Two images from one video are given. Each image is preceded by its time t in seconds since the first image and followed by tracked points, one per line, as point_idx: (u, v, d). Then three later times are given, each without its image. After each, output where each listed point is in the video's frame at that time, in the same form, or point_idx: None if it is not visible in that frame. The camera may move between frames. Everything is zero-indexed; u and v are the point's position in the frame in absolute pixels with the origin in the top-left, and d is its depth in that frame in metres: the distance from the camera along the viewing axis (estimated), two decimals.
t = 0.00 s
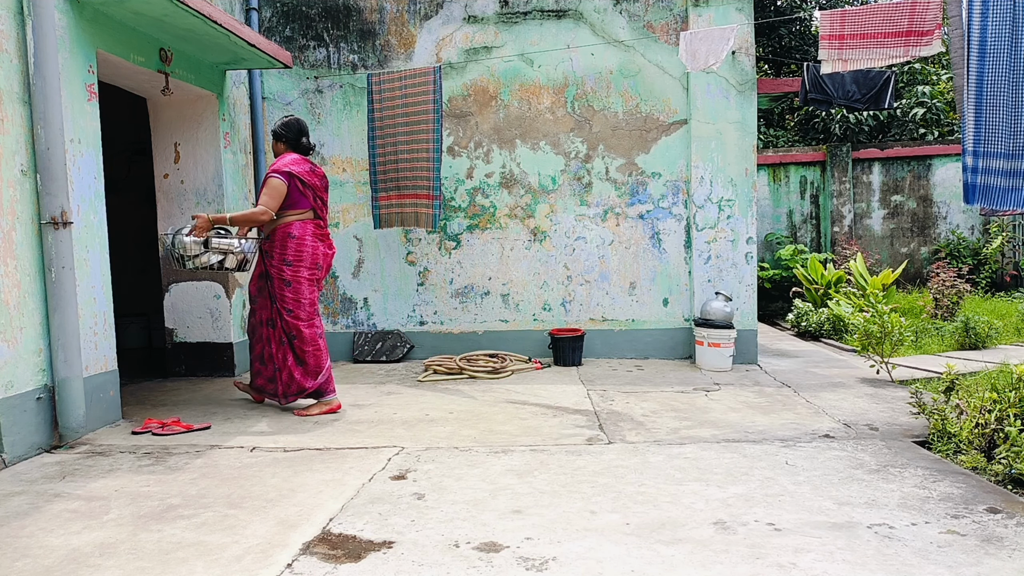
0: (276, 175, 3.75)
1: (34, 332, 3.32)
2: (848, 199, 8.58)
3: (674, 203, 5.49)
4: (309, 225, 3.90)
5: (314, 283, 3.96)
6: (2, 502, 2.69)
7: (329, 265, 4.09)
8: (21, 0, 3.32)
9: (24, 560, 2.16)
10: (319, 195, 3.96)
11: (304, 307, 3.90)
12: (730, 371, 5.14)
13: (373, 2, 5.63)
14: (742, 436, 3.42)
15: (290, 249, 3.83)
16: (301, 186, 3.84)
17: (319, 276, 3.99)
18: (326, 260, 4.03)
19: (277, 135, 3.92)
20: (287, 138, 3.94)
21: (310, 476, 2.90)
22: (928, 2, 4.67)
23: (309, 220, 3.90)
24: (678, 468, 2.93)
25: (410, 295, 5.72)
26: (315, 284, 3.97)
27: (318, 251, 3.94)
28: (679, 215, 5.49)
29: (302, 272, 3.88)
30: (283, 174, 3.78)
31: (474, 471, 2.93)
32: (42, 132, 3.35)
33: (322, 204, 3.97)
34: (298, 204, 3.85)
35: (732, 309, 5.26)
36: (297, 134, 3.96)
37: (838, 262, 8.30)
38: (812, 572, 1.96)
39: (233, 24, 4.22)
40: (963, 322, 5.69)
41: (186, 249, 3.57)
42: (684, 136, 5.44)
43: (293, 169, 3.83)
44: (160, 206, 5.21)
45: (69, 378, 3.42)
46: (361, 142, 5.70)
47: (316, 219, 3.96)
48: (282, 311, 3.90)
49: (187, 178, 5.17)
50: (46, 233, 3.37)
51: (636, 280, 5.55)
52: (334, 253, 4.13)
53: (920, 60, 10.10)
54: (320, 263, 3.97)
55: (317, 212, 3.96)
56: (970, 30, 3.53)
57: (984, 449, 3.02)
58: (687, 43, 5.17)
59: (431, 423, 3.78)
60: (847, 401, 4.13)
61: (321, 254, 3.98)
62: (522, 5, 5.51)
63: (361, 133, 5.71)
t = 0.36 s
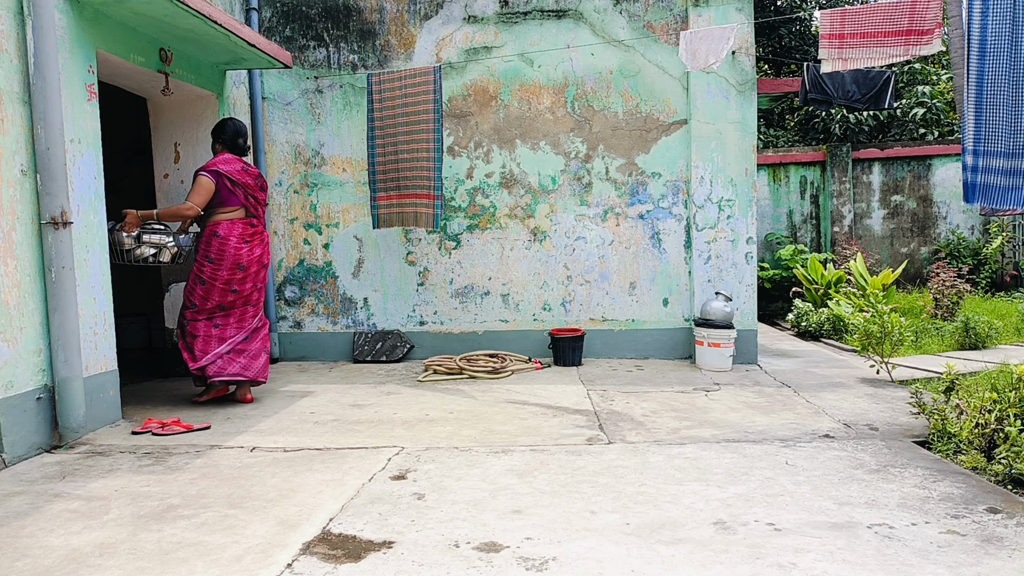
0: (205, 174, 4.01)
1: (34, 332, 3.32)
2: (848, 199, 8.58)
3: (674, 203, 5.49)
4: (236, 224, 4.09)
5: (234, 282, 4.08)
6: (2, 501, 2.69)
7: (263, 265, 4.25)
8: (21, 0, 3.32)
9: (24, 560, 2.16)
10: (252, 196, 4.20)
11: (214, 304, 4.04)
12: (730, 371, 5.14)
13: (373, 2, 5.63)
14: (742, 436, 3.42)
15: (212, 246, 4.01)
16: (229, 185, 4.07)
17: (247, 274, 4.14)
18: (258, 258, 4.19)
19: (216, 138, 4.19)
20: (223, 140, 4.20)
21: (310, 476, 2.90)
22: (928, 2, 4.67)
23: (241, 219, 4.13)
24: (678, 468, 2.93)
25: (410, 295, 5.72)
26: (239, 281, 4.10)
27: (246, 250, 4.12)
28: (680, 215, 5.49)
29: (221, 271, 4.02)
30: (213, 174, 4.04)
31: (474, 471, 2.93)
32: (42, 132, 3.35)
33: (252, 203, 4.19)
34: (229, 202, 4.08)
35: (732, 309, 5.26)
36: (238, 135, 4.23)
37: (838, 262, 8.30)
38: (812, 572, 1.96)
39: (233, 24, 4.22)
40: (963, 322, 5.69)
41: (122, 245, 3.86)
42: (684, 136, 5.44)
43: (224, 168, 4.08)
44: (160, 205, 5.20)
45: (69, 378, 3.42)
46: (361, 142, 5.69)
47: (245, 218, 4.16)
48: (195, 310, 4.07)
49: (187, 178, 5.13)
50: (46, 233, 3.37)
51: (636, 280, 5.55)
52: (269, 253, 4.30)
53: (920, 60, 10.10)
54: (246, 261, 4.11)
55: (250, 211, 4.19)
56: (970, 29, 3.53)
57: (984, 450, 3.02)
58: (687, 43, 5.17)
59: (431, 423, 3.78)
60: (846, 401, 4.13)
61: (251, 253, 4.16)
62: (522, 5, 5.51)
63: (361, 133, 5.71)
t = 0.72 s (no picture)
0: (139, 178, 4.33)
1: (34, 332, 3.32)
2: (848, 199, 8.58)
3: (674, 203, 5.49)
4: (167, 224, 4.41)
5: (169, 278, 4.41)
6: (2, 501, 2.69)
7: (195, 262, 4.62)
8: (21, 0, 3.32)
9: (24, 560, 2.16)
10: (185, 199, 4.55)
11: (153, 301, 4.33)
12: (730, 371, 5.14)
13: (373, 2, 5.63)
14: (743, 436, 3.42)
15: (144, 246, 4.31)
16: (162, 189, 4.39)
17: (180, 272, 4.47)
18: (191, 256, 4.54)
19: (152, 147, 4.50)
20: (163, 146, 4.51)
21: (310, 476, 2.90)
22: (928, 2, 4.67)
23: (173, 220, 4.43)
24: (678, 468, 2.93)
25: (410, 295, 5.72)
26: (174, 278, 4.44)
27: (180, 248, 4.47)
28: (680, 215, 5.49)
29: (153, 268, 4.33)
30: (147, 178, 4.37)
31: (474, 471, 2.93)
32: (42, 132, 3.35)
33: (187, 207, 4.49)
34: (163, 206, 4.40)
35: (732, 309, 5.26)
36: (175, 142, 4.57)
37: (838, 262, 8.31)
38: (812, 572, 1.96)
39: (233, 24, 4.22)
40: (963, 322, 5.69)
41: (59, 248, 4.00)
42: (684, 136, 5.44)
43: (157, 173, 4.41)
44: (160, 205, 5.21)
45: (69, 378, 3.42)
46: (361, 142, 5.69)
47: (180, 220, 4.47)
48: (137, 305, 4.40)
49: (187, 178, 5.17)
50: (46, 233, 3.37)
51: (636, 280, 5.55)
52: (203, 252, 4.65)
53: (919, 60, 10.11)
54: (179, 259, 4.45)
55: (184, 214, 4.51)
56: (970, 29, 3.53)
57: (984, 449, 3.02)
58: (687, 43, 5.17)
59: (431, 423, 3.78)
60: (846, 401, 4.13)
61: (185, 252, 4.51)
62: (522, 5, 5.51)
63: (361, 133, 5.71)
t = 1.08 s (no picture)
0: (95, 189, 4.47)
1: (34, 332, 3.32)
2: (848, 199, 8.58)
3: (674, 203, 5.49)
4: (121, 229, 4.76)
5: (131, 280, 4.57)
6: (2, 502, 2.69)
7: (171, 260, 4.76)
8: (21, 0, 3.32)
9: (24, 560, 2.16)
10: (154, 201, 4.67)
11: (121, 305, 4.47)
12: (730, 371, 5.14)
13: (373, 2, 5.63)
14: (743, 436, 3.42)
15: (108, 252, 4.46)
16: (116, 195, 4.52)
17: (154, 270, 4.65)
18: (152, 251, 5.06)
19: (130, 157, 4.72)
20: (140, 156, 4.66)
21: (310, 476, 2.90)
22: (928, 2, 4.67)
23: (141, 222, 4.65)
24: (678, 468, 2.93)
25: (410, 295, 5.72)
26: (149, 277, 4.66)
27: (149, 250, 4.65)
28: (680, 215, 5.49)
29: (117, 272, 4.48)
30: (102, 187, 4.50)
31: (474, 471, 2.93)
32: (42, 132, 3.35)
33: (137, 212, 4.66)
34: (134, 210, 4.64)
35: (732, 309, 5.26)
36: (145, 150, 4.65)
37: (838, 262, 8.31)
38: (812, 572, 1.96)
39: (233, 24, 4.21)
40: (963, 322, 5.69)
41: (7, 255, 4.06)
42: (684, 136, 5.44)
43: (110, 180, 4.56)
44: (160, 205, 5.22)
45: (69, 378, 3.42)
46: (361, 142, 5.69)
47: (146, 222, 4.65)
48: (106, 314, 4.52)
49: (187, 178, 5.18)
50: (47, 233, 3.37)
51: (636, 280, 5.55)
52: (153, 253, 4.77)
53: (919, 60, 10.11)
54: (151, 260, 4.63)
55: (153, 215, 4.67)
56: (970, 30, 3.53)
57: (984, 450, 3.02)
58: (687, 43, 5.17)
59: (431, 423, 3.78)
60: (846, 401, 4.13)
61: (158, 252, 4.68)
62: (522, 5, 5.51)
63: (361, 133, 5.71)
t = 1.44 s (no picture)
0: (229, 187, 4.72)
1: (34, 332, 3.32)
2: (848, 199, 8.58)
3: (674, 203, 5.49)
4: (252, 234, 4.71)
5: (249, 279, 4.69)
6: (2, 501, 2.69)
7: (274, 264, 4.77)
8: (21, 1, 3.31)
9: (24, 560, 2.16)
10: (258, 205, 4.68)
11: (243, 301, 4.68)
12: (730, 371, 5.14)
13: (373, 2, 5.63)
14: (742, 436, 3.42)
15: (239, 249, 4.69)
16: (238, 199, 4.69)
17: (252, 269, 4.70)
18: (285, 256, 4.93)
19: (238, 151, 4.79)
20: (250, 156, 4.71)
21: (310, 476, 2.90)
22: (928, 3, 4.67)
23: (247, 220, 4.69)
24: (678, 468, 2.93)
25: (410, 295, 5.72)
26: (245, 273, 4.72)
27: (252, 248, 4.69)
28: (680, 215, 5.49)
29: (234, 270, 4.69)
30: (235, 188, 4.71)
31: (474, 471, 2.93)
32: (42, 132, 3.35)
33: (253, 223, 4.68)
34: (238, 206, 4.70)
35: (732, 309, 5.26)
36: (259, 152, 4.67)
37: (838, 262, 8.31)
38: (812, 572, 1.96)
39: (233, 24, 4.22)
40: (963, 322, 5.69)
41: None
42: (684, 136, 5.44)
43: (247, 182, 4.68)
44: (160, 206, 5.20)
45: (69, 378, 3.43)
46: (361, 143, 5.70)
47: (248, 222, 4.69)
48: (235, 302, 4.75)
49: (188, 178, 5.16)
50: (47, 233, 3.37)
51: (636, 280, 5.55)
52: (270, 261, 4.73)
53: (919, 60, 10.11)
54: (251, 258, 4.70)
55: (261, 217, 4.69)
56: (970, 30, 3.53)
57: (984, 450, 3.02)
58: (687, 43, 5.17)
59: (431, 423, 3.78)
60: (846, 401, 4.14)
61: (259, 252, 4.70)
62: (522, 5, 5.51)
63: (361, 133, 5.71)
